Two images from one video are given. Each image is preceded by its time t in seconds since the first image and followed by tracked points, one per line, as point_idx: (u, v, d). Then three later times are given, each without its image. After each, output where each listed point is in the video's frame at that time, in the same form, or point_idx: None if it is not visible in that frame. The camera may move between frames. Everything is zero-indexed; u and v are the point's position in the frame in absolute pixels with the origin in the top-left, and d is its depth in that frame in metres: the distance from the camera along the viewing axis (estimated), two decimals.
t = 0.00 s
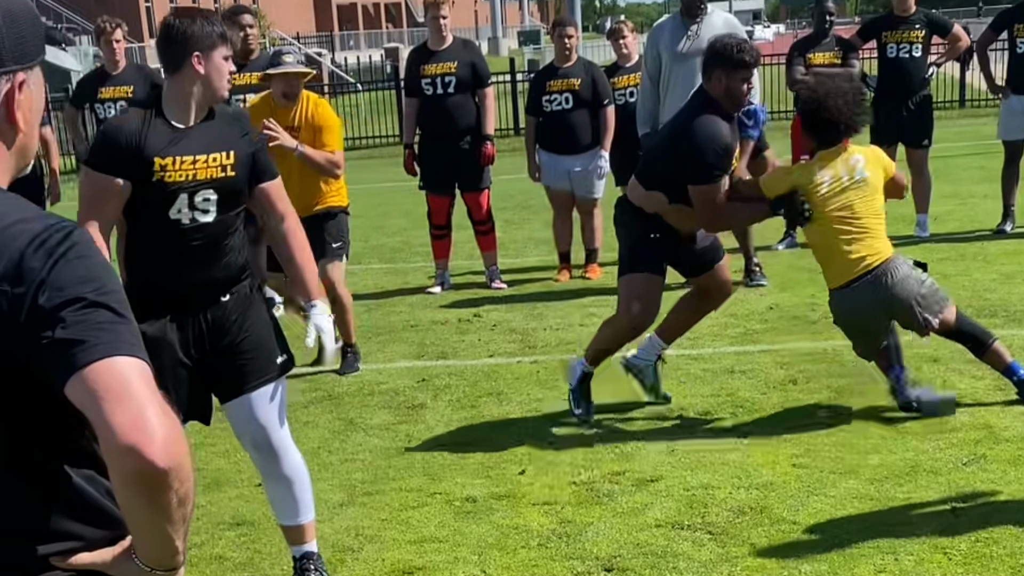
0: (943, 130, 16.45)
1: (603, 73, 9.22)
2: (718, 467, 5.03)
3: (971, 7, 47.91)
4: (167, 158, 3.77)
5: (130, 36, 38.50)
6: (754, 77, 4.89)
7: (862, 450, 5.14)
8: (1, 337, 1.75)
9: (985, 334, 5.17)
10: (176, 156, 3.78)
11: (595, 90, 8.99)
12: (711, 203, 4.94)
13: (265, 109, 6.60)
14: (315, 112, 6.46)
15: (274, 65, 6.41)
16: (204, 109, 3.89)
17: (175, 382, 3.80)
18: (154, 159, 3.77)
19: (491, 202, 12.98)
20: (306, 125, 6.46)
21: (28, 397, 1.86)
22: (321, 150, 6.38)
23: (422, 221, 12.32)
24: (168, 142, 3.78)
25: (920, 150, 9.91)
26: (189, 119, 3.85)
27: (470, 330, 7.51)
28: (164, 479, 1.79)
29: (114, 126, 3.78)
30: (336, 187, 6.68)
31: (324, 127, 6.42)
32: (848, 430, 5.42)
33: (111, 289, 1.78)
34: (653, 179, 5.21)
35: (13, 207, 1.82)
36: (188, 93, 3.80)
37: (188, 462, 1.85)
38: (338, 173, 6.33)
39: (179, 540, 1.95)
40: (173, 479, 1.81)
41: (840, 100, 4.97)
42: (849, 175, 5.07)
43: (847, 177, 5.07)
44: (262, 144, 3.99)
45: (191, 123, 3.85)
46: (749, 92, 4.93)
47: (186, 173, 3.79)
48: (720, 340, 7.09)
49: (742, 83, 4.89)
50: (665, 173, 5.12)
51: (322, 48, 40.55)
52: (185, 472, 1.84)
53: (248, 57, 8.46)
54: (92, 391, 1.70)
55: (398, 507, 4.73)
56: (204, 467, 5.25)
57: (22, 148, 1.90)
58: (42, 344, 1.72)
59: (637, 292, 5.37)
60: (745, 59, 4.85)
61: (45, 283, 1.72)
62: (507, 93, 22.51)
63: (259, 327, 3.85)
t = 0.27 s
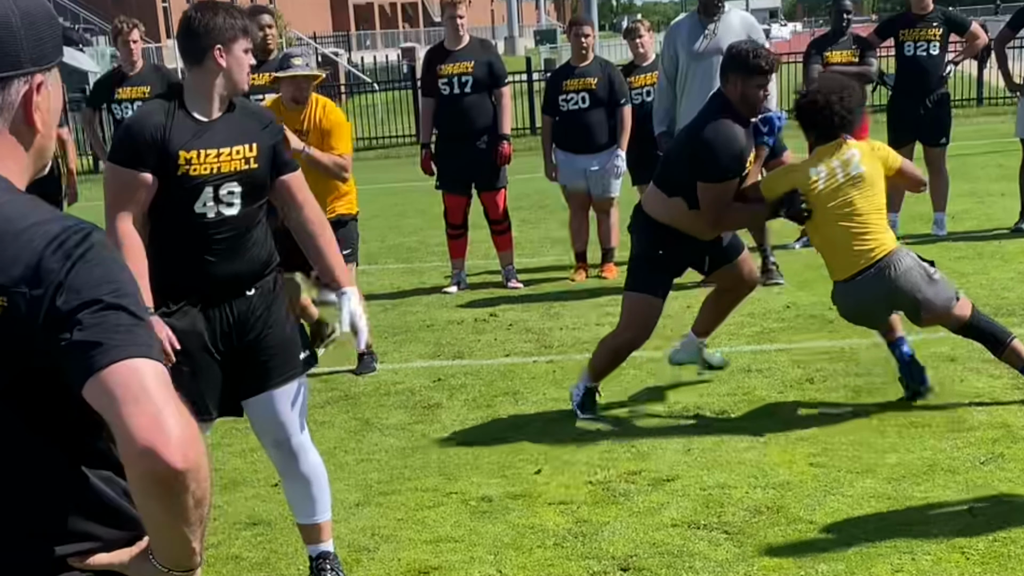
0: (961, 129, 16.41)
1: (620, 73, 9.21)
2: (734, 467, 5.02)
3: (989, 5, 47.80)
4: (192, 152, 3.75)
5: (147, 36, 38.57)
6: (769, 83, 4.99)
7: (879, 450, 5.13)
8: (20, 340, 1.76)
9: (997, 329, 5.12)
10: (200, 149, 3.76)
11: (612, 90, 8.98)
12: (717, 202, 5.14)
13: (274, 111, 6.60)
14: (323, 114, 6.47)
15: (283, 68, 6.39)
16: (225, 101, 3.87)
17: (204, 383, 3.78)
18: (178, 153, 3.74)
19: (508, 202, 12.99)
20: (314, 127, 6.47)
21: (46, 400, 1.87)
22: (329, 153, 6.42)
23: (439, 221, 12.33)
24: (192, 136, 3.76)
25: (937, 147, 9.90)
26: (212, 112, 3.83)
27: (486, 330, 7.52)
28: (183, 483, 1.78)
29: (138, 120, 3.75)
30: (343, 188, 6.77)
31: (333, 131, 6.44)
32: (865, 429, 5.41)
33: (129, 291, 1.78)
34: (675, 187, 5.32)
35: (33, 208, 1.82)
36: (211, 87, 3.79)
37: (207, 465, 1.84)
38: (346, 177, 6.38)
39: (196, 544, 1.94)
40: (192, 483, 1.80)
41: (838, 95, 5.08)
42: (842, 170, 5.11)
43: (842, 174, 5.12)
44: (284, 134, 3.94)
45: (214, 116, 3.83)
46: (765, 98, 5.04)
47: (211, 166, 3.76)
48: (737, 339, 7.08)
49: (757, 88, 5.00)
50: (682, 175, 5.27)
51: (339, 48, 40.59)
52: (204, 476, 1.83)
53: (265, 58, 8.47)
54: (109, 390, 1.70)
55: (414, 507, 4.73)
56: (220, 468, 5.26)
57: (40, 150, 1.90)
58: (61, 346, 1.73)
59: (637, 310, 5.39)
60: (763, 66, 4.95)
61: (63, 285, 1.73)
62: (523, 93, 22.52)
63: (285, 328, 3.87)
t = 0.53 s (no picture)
0: (980, 127, 16.38)
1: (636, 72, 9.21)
2: (750, 466, 5.02)
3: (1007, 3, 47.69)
4: (215, 148, 3.71)
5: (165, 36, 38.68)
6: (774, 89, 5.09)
7: (898, 448, 5.11)
8: (38, 340, 1.77)
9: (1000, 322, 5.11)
10: (222, 145, 3.72)
11: (628, 88, 8.97)
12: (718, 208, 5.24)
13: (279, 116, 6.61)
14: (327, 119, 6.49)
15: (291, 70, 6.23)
16: (242, 96, 3.84)
17: (236, 378, 3.72)
18: (201, 148, 3.70)
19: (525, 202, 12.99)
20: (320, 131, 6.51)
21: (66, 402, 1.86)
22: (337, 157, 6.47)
23: (456, 221, 12.33)
24: (213, 131, 3.72)
25: (955, 145, 9.88)
26: (230, 106, 3.80)
27: (503, 329, 7.52)
28: (200, 484, 1.77)
29: (160, 116, 3.70)
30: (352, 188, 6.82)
31: (340, 135, 6.50)
32: (883, 427, 5.39)
33: (147, 293, 1.78)
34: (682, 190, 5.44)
35: (51, 210, 1.82)
36: (229, 83, 3.77)
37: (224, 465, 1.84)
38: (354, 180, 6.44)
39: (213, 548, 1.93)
40: (211, 484, 1.80)
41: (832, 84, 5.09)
42: (836, 162, 5.16)
43: (835, 164, 5.16)
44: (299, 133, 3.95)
45: (233, 111, 3.81)
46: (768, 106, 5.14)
47: (232, 162, 3.73)
48: (755, 337, 7.07)
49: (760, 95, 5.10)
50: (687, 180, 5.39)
51: (355, 48, 40.69)
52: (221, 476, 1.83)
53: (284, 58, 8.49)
54: (127, 392, 1.70)
55: (431, 507, 4.73)
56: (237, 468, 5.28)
57: (58, 151, 1.91)
58: (79, 347, 1.73)
59: (657, 301, 5.47)
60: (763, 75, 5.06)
61: (82, 287, 1.73)
62: (540, 92, 22.54)
63: (303, 326, 3.88)
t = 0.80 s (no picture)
0: (1000, 124, 16.31)
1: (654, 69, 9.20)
2: (768, 464, 5.00)
3: None
4: (235, 143, 3.69)
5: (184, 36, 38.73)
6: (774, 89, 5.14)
7: (917, 447, 5.09)
8: (58, 340, 1.77)
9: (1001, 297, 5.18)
10: (241, 140, 3.70)
11: (646, 86, 8.96)
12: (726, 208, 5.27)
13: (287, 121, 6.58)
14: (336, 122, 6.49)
15: (297, 73, 6.03)
16: (258, 91, 3.81)
17: (261, 369, 3.70)
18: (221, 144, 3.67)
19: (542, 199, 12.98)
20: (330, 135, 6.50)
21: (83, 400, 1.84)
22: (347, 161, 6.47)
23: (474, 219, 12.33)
24: (232, 126, 3.69)
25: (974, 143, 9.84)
26: (246, 103, 3.77)
27: (520, 327, 7.51)
28: (218, 485, 1.77)
29: (178, 114, 3.65)
30: (362, 191, 6.82)
31: (350, 139, 6.49)
32: (902, 425, 5.37)
33: (166, 293, 1.77)
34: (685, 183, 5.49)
35: (70, 210, 1.82)
36: (246, 79, 3.75)
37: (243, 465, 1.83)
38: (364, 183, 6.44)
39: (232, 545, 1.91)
40: (229, 485, 1.79)
41: (840, 81, 5.09)
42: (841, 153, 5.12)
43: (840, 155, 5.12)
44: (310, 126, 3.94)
45: (249, 107, 3.78)
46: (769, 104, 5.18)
47: (253, 156, 3.71)
48: (773, 335, 7.05)
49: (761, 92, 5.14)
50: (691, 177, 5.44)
51: (373, 47, 40.70)
52: (239, 477, 1.82)
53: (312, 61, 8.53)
54: (146, 392, 1.70)
55: (448, 506, 4.72)
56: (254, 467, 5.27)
57: (78, 151, 1.89)
58: (98, 347, 1.73)
59: (675, 279, 5.59)
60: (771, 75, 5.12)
61: (101, 287, 1.73)
62: (557, 90, 22.51)
63: (322, 324, 3.88)
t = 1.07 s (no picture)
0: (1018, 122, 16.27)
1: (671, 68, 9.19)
2: (785, 463, 4.99)
3: None
4: (252, 142, 3.71)
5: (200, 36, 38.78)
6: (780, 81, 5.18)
7: (935, 445, 5.07)
8: (76, 342, 1.76)
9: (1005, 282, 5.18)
10: (258, 138, 3.72)
11: (663, 85, 8.96)
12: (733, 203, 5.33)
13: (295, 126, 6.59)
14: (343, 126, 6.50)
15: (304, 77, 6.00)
16: (271, 90, 3.82)
17: (283, 366, 3.69)
18: (238, 144, 3.69)
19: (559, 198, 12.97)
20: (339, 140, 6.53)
21: (100, 399, 1.83)
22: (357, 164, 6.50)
23: (490, 218, 12.33)
24: (250, 125, 3.71)
25: (992, 140, 9.81)
26: (260, 101, 3.78)
27: (537, 326, 7.51)
28: (238, 483, 1.76)
29: (194, 115, 3.66)
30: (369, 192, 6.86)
31: (359, 142, 6.53)
32: (920, 423, 5.35)
33: (184, 293, 1.77)
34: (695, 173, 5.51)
35: (89, 211, 1.82)
36: (258, 78, 3.76)
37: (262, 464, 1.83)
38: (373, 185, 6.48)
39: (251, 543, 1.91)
40: (248, 484, 1.79)
41: (849, 68, 5.09)
42: (846, 146, 5.17)
43: (844, 146, 5.18)
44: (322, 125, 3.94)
45: (262, 107, 3.79)
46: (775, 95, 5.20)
47: (271, 154, 3.74)
48: (791, 334, 7.04)
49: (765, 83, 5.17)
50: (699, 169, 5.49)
51: (389, 46, 40.73)
52: (259, 475, 1.82)
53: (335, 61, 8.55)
54: (166, 392, 1.69)
55: (464, 505, 4.72)
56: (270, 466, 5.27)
57: (97, 151, 1.89)
58: (118, 348, 1.73)
59: (677, 270, 5.60)
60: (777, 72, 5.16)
61: (120, 288, 1.73)
62: (574, 89, 22.51)
63: (341, 323, 3.85)
